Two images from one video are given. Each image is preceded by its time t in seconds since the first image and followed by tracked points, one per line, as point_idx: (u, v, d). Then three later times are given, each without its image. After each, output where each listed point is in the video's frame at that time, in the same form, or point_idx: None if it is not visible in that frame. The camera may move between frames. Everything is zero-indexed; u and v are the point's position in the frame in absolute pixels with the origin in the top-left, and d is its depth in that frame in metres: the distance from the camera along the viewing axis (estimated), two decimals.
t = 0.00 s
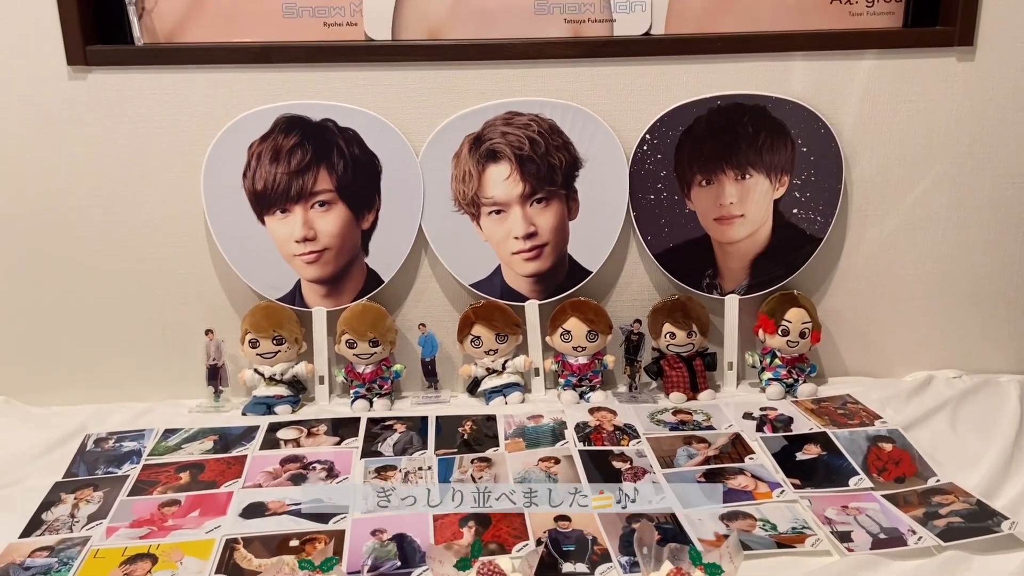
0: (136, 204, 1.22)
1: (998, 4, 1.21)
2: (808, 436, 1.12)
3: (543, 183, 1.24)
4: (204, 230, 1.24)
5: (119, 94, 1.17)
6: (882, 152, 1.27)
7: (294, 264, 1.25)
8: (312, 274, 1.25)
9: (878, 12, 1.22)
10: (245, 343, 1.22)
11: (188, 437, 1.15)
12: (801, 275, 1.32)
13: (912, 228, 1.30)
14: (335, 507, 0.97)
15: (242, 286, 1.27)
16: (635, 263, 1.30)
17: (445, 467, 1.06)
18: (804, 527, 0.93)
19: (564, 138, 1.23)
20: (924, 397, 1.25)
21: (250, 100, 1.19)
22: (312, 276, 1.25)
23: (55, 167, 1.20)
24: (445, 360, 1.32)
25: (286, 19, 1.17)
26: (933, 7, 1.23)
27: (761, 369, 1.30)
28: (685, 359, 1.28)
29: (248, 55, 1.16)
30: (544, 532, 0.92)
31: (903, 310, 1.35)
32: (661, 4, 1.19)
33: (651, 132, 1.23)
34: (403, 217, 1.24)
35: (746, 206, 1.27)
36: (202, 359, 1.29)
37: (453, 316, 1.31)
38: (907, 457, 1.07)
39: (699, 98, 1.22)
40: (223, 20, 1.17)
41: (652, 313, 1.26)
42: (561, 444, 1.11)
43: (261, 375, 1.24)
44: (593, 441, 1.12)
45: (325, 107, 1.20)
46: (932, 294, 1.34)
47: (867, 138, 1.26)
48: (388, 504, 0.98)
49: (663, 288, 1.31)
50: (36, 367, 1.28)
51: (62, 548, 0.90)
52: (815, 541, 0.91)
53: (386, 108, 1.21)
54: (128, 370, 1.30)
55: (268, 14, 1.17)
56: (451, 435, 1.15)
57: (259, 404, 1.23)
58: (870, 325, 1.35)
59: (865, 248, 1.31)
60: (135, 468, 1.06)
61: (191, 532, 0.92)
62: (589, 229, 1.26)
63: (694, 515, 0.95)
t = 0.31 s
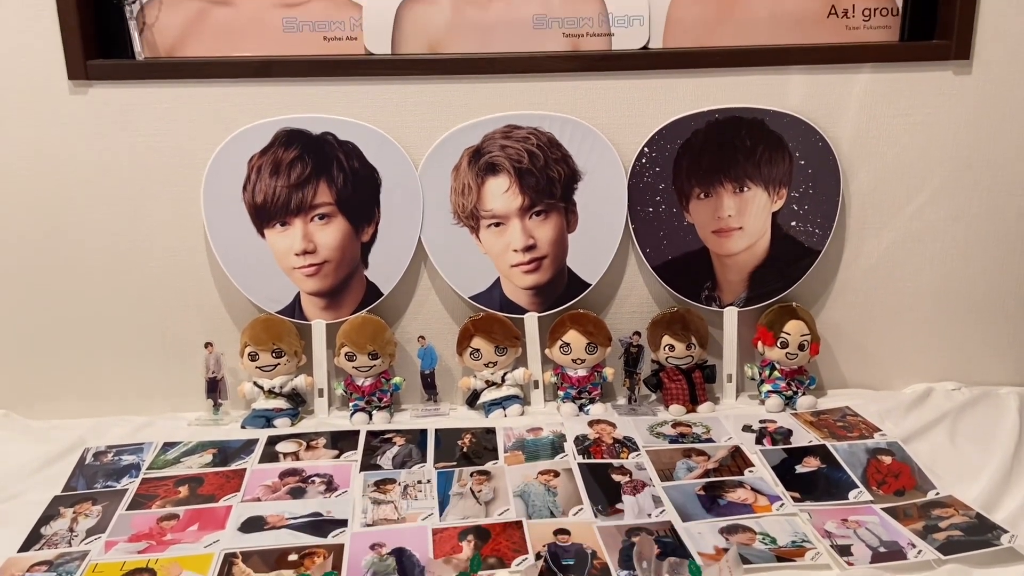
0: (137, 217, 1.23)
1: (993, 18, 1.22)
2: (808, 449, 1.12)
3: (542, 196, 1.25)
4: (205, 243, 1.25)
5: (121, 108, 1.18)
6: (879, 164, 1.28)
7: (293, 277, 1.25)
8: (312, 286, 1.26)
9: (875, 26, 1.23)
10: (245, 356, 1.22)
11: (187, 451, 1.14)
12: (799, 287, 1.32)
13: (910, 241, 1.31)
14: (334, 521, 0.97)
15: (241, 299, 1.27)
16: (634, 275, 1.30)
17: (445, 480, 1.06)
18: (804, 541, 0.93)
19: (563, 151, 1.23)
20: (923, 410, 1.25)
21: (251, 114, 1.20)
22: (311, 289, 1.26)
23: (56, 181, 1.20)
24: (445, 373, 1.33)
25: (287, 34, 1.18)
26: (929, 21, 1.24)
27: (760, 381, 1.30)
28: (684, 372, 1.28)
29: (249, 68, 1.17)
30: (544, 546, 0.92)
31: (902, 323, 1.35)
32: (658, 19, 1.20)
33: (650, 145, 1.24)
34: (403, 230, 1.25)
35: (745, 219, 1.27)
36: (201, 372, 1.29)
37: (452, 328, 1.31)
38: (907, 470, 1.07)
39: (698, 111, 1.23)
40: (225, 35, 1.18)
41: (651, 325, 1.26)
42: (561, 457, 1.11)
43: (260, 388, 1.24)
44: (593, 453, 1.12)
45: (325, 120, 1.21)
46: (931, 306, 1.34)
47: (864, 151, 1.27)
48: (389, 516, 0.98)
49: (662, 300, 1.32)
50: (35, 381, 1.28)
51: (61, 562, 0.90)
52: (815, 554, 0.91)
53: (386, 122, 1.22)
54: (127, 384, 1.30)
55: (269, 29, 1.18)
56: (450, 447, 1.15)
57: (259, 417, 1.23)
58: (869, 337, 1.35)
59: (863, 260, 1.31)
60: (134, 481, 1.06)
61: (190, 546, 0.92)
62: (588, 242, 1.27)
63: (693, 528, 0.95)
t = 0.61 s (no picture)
0: (138, 233, 1.23)
1: (987, 36, 1.23)
2: (808, 464, 1.12)
3: (542, 212, 1.25)
4: (205, 259, 1.25)
5: (123, 126, 1.19)
6: (877, 180, 1.28)
7: (293, 293, 1.25)
8: (312, 302, 1.26)
9: (872, 43, 1.24)
10: (244, 372, 1.22)
11: (187, 467, 1.14)
12: (798, 302, 1.32)
13: (908, 256, 1.31)
14: (334, 538, 0.97)
15: (241, 314, 1.27)
16: (634, 290, 1.31)
17: (445, 496, 1.06)
18: (805, 557, 0.93)
19: (563, 167, 1.24)
20: (923, 425, 1.25)
21: (253, 130, 1.21)
22: (311, 304, 1.26)
23: (58, 198, 1.21)
24: (445, 389, 1.33)
25: (288, 51, 1.19)
26: (924, 39, 1.25)
27: (760, 397, 1.30)
28: (684, 387, 1.28)
29: (251, 86, 1.18)
30: (544, 564, 0.92)
31: (901, 338, 1.35)
32: (656, 36, 1.21)
33: (649, 161, 1.25)
34: (403, 246, 1.25)
35: (743, 234, 1.28)
36: (201, 388, 1.30)
37: (452, 344, 1.31)
38: (907, 486, 1.07)
39: (696, 127, 1.24)
40: (227, 53, 1.19)
41: (651, 340, 1.27)
42: (561, 473, 1.11)
43: (260, 404, 1.24)
44: (593, 469, 1.12)
45: (326, 137, 1.21)
46: (930, 320, 1.34)
47: (862, 167, 1.28)
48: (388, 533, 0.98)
49: (662, 315, 1.32)
50: (35, 397, 1.28)
51: None
52: (815, 571, 0.91)
53: (386, 138, 1.23)
54: (126, 400, 1.30)
55: (270, 47, 1.19)
56: (450, 463, 1.15)
57: (258, 434, 1.23)
58: (868, 351, 1.35)
59: (861, 275, 1.32)
60: (133, 498, 1.06)
61: (189, 565, 0.93)
62: (588, 257, 1.27)
63: (694, 545, 0.95)
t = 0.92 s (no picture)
0: (140, 249, 1.24)
1: (982, 53, 1.24)
2: (809, 480, 1.12)
3: (542, 227, 1.26)
4: (206, 274, 1.26)
5: (126, 143, 1.20)
6: (875, 195, 1.29)
7: (294, 308, 1.26)
8: (313, 317, 1.26)
9: (869, 59, 1.26)
10: (245, 388, 1.22)
11: (187, 483, 1.14)
12: (798, 317, 1.33)
13: (906, 270, 1.32)
14: (334, 555, 0.98)
15: (242, 330, 1.28)
16: (633, 305, 1.31)
17: (445, 513, 1.06)
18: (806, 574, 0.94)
19: (562, 183, 1.25)
20: (924, 440, 1.25)
21: (254, 147, 1.22)
22: (312, 320, 1.26)
23: (60, 215, 1.21)
24: (445, 404, 1.33)
25: (289, 68, 1.20)
26: (920, 55, 1.27)
27: (760, 412, 1.30)
28: (684, 402, 1.28)
29: (252, 103, 1.19)
30: None
31: (901, 352, 1.35)
32: (654, 53, 1.23)
33: (648, 177, 1.26)
34: (404, 261, 1.26)
35: (743, 249, 1.28)
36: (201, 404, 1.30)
37: (452, 359, 1.31)
38: (908, 502, 1.07)
39: (695, 143, 1.25)
40: (229, 70, 1.20)
41: (651, 355, 1.27)
42: (561, 489, 1.11)
43: (260, 420, 1.24)
44: (593, 485, 1.12)
45: (327, 153, 1.22)
46: (929, 335, 1.35)
47: (860, 182, 1.29)
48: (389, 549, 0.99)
49: (661, 330, 1.32)
50: (35, 413, 1.28)
51: None
52: None
53: (387, 155, 1.24)
54: (127, 416, 1.30)
55: (272, 64, 1.20)
56: (451, 479, 1.14)
57: (259, 449, 1.23)
58: (868, 366, 1.36)
59: (860, 290, 1.32)
60: (134, 515, 1.06)
61: None
62: (588, 272, 1.28)
63: (695, 561, 0.96)
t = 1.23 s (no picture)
0: (141, 264, 1.24)
1: (977, 67, 1.26)
2: (809, 493, 1.12)
3: (541, 241, 1.27)
4: (207, 289, 1.26)
5: (127, 158, 1.21)
6: (872, 208, 1.30)
7: (294, 323, 1.26)
8: (313, 331, 1.27)
9: (865, 74, 1.27)
10: (245, 402, 1.22)
11: (187, 498, 1.14)
12: (797, 330, 1.33)
13: (904, 284, 1.32)
14: (333, 570, 0.98)
15: (242, 344, 1.28)
16: (632, 319, 1.31)
17: (445, 527, 1.06)
18: None
19: (562, 197, 1.26)
20: (924, 453, 1.25)
21: (255, 162, 1.23)
22: (312, 334, 1.27)
23: (62, 230, 1.22)
24: (445, 418, 1.33)
25: (290, 84, 1.22)
26: (915, 70, 1.28)
27: (760, 425, 1.30)
28: (684, 415, 1.28)
29: (253, 118, 1.20)
30: None
31: (899, 365, 1.36)
32: (652, 69, 1.24)
33: (646, 191, 1.26)
34: (403, 275, 1.26)
35: (741, 262, 1.29)
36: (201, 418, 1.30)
37: (452, 372, 1.31)
38: (908, 515, 1.07)
39: (693, 157, 1.26)
40: (230, 86, 1.21)
41: (651, 368, 1.27)
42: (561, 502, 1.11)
43: (260, 435, 1.24)
44: (593, 498, 1.12)
45: (328, 168, 1.23)
46: (928, 347, 1.35)
47: (857, 195, 1.29)
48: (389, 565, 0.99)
49: (661, 343, 1.33)
50: (35, 428, 1.28)
51: None
52: None
53: (387, 169, 1.24)
54: (127, 430, 1.30)
55: (273, 80, 1.21)
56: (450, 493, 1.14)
57: (259, 464, 1.22)
58: (867, 379, 1.36)
59: (859, 303, 1.33)
60: (133, 530, 1.06)
61: None
62: (587, 285, 1.28)
63: None
